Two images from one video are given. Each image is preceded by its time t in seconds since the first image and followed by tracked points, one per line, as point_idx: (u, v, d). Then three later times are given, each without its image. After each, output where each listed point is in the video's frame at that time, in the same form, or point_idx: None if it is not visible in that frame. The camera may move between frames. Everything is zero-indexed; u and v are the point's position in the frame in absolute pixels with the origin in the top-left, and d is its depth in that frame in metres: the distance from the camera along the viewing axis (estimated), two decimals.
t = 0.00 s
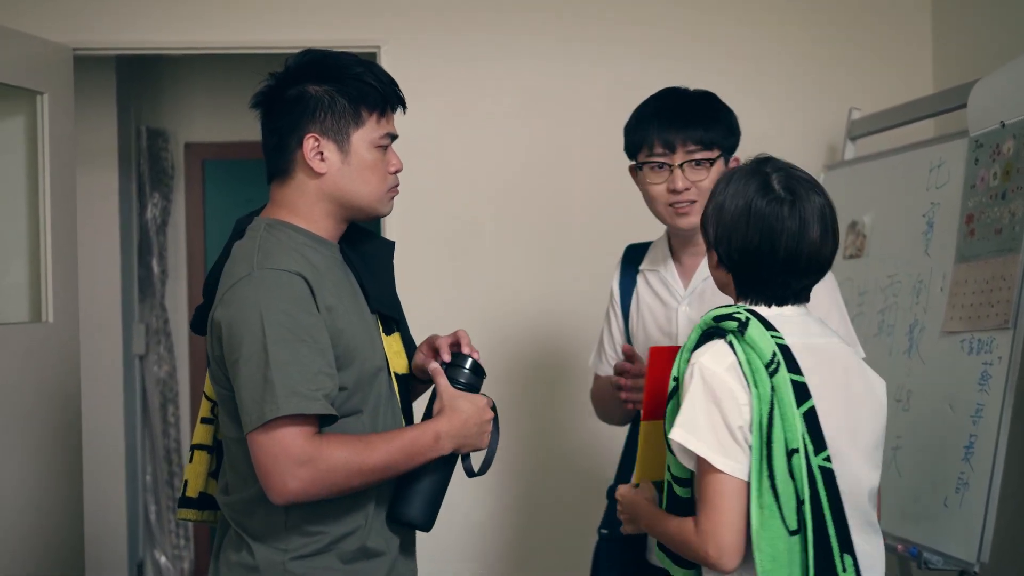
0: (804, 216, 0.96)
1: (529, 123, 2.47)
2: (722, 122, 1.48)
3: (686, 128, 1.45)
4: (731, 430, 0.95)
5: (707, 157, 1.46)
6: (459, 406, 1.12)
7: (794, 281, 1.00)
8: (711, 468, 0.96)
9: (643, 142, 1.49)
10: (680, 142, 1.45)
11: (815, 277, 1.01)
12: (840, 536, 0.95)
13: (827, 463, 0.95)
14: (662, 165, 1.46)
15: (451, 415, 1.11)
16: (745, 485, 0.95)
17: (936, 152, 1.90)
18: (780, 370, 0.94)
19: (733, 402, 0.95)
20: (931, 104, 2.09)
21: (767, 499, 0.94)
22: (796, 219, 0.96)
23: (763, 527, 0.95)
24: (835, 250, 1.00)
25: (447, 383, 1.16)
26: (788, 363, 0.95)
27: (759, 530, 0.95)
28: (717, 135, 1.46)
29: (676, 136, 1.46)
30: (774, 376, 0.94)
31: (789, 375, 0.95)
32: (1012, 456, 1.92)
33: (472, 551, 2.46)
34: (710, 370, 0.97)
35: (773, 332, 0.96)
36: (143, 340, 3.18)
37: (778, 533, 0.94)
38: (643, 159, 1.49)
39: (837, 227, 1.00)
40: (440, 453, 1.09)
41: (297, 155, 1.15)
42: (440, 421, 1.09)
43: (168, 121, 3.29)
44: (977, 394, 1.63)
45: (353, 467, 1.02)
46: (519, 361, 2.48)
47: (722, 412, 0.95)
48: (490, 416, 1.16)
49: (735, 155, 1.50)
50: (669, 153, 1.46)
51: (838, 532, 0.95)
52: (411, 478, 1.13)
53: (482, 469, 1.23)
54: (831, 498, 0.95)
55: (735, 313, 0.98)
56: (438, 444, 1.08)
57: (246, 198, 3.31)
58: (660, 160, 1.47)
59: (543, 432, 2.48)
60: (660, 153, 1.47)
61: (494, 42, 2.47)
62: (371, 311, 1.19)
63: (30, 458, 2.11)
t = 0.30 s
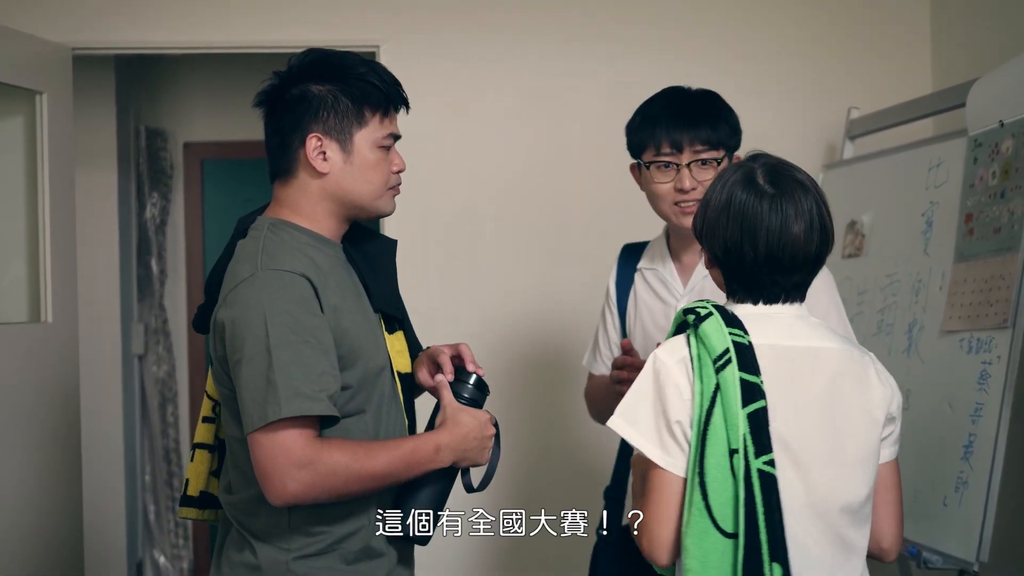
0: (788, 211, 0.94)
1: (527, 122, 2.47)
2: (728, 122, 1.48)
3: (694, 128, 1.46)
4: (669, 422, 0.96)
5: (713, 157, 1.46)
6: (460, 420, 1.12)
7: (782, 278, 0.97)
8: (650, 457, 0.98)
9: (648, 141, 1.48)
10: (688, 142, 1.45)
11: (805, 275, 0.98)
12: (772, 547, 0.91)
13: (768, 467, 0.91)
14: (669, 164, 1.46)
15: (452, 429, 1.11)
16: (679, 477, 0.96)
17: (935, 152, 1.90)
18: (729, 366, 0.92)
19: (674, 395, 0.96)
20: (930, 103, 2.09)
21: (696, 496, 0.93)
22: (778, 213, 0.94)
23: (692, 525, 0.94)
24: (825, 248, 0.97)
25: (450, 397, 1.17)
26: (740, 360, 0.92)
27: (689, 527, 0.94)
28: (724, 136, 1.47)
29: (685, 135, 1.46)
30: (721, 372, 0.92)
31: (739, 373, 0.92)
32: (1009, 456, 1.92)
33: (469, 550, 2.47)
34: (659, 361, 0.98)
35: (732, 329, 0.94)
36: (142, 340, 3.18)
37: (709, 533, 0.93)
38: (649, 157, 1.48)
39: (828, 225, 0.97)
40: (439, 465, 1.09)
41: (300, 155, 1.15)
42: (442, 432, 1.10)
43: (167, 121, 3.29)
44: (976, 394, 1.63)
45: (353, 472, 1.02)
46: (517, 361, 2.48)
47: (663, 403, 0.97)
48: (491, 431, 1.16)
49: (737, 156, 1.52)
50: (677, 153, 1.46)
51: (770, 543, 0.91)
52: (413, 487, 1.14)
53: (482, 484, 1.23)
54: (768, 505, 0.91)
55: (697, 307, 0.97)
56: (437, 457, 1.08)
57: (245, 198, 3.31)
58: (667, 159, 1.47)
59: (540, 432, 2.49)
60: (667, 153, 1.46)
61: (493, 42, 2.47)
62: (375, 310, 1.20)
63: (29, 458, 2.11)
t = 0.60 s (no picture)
0: (797, 210, 0.94)
1: (525, 126, 2.48)
2: (728, 127, 1.48)
3: (695, 134, 1.46)
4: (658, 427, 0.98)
5: (712, 163, 1.47)
6: (459, 427, 1.13)
7: (791, 280, 0.97)
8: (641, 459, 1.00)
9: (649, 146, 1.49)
10: (689, 149, 1.46)
11: (815, 276, 0.98)
12: (739, 557, 0.91)
13: (744, 477, 0.91)
14: (669, 170, 1.47)
15: (451, 437, 1.12)
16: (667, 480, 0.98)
17: (932, 154, 1.91)
18: (717, 373, 0.92)
19: (664, 400, 0.97)
20: (926, 106, 2.10)
21: (675, 501, 0.94)
22: (786, 213, 0.94)
23: (669, 529, 0.94)
24: (835, 249, 0.97)
25: (449, 407, 1.18)
26: (729, 369, 0.92)
27: (666, 530, 0.95)
28: (724, 141, 1.47)
29: (685, 142, 1.46)
30: (710, 379, 0.92)
31: (727, 381, 0.92)
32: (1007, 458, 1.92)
33: (467, 553, 2.46)
34: (654, 366, 1.00)
35: (724, 336, 0.94)
36: (140, 343, 3.19)
37: (688, 539, 0.93)
38: (650, 163, 1.49)
39: (838, 225, 0.96)
40: (437, 471, 1.09)
41: (297, 161, 1.16)
42: (439, 439, 1.10)
43: (165, 125, 3.29)
44: (974, 396, 1.63)
45: (351, 479, 1.02)
46: (515, 363, 2.48)
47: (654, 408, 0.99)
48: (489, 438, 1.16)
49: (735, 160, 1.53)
50: (677, 159, 1.47)
51: (737, 552, 0.91)
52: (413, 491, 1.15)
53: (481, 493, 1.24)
54: (740, 515, 0.91)
55: (691, 312, 0.97)
56: (435, 463, 1.09)
57: (242, 201, 3.31)
58: (667, 165, 1.47)
59: (538, 434, 2.49)
60: (668, 159, 1.47)
61: (491, 45, 2.47)
62: (374, 313, 1.20)
63: (27, 462, 2.10)
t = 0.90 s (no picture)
0: (810, 206, 0.94)
1: (519, 126, 2.48)
2: (721, 130, 1.48)
3: (689, 138, 1.46)
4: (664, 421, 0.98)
5: (707, 166, 1.47)
6: (454, 430, 1.13)
7: (805, 276, 0.98)
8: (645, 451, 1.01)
9: (643, 151, 1.49)
10: (684, 153, 1.46)
11: (828, 271, 0.98)
12: (754, 557, 0.90)
13: (754, 474, 0.90)
14: (665, 175, 1.46)
15: (448, 441, 1.12)
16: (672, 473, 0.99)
17: (925, 153, 1.92)
18: (724, 371, 0.92)
19: (673, 395, 0.98)
20: (919, 104, 2.10)
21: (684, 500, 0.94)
22: (799, 209, 0.94)
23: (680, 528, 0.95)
24: (850, 243, 0.97)
25: (442, 411, 1.18)
26: (736, 367, 0.92)
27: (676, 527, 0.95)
28: (718, 144, 1.47)
29: (680, 146, 1.46)
30: (715, 377, 0.92)
31: (733, 379, 0.91)
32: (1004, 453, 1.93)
33: (464, 553, 2.46)
34: (663, 361, 1.00)
35: (733, 333, 0.94)
36: (134, 346, 3.17)
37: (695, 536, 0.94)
38: (645, 169, 1.49)
39: (852, 219, 0.96)
40: (430, 475, 1.09)
41: (291, 163, 1.16)
42: (433, 442, 1.10)
43: (158, 126, 3.28)
44: (968, 394, 1.64)
45: (342, 480, 1.02)
46: (511, 363, 2.48)
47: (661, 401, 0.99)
48: (483, 443, 1.16)
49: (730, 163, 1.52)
50: (672, 163, 1.46)
51: (752, 551, 0.90)
52: (409, 492, 1.15)
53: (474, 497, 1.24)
54: (751, 513, 0.90)
55: (704, 308, 0.97)
56: (430, 466, 1.08)
57: (236, 202, 3.30)
58: (663, 170, 1.47)
59: (535, 434, 2.48)
60: (663, 164, 1.47)
61: (484, 45, 2.47)
62: (368, 314, 1.20)
63: (21, 465, 2.09)
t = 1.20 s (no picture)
0: (814, 206, 0.95)
1: (512, 126, 2.48)
2: (714, 138, 1.48)
3: (683, 146, 1.45)
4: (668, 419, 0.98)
5: (700, 175, 1.47)
6: (447, 431, 1.13)
7: (808, 275, 0.98)
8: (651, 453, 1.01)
9: (636, 160, 1.48)
10: (677, 162, 1.45)
11: (831, 270, 0.98)
12: (761, 553, 0.90)
13: (762, 471, 0.90)
14: (659, 184, 1.46)
15: (442, 441, 1.11)
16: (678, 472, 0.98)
17: (918, 153, 1.92)
18: (730, 368, 0.92)
19: (676, 394, 0.98)
20: (912, 104, 2.11)
21: (691, 497, 0.94)
22: (804, 209, 0.94)
23: (687, 525, 0.95)
24: (852, 243, 0.97)
25: (434, 413, 1.18)
26: (742, 364, 0.92)
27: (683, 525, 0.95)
28: (711, 153, 1.47)
29: (674, 155, 1.45)
30: (722, 374, 0.92)
31: (739, 376, 0.91)
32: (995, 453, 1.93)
33: (458, 553, 2.45)
34: (668, 362, 1.01)
35: (737, 331, 0.94)
36: (125, 345, 3.16)
37: (704, 533, 0.94)
38: (638, 178, 1.48)
39: (855, 219, 0.97)
40: (423, 474, 1.08)
41: (283, 163, 1.15)
42: (425, 443, 1.10)
43: (149, 126, 3.27)
44: (960, 394, 1.64)
45: (337, 481, 1.02)
46: (505, 363, 2.48)
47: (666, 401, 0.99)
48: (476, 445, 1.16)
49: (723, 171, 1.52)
50: (666, 172, 1.46)
51: (760, 546, 0.90)
52: (402, 491, 1.15)
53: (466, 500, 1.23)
54: (758, 510, 0.90)
55: (709, 307, 0.97)
56: (422, 466, 1.08)
57: (228, 201, 3.29)
58: (657, 179, 1.47)
59: (529, 433, 2.48)
60: (657, 172, 1.46)
61: (478, 45, 2.47)
62: (361, 314, 1.20)
63: (13, 466, 2.08)
